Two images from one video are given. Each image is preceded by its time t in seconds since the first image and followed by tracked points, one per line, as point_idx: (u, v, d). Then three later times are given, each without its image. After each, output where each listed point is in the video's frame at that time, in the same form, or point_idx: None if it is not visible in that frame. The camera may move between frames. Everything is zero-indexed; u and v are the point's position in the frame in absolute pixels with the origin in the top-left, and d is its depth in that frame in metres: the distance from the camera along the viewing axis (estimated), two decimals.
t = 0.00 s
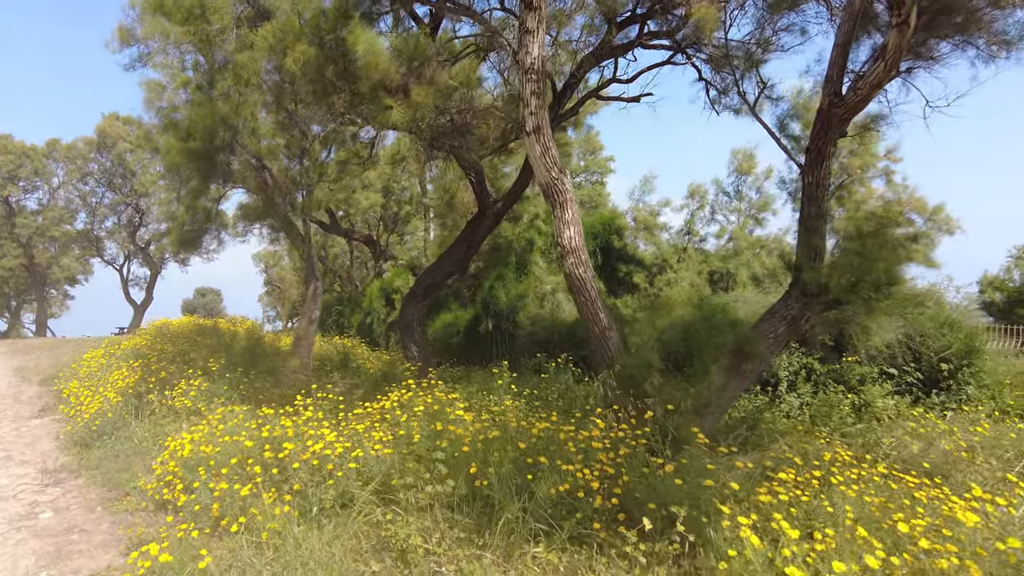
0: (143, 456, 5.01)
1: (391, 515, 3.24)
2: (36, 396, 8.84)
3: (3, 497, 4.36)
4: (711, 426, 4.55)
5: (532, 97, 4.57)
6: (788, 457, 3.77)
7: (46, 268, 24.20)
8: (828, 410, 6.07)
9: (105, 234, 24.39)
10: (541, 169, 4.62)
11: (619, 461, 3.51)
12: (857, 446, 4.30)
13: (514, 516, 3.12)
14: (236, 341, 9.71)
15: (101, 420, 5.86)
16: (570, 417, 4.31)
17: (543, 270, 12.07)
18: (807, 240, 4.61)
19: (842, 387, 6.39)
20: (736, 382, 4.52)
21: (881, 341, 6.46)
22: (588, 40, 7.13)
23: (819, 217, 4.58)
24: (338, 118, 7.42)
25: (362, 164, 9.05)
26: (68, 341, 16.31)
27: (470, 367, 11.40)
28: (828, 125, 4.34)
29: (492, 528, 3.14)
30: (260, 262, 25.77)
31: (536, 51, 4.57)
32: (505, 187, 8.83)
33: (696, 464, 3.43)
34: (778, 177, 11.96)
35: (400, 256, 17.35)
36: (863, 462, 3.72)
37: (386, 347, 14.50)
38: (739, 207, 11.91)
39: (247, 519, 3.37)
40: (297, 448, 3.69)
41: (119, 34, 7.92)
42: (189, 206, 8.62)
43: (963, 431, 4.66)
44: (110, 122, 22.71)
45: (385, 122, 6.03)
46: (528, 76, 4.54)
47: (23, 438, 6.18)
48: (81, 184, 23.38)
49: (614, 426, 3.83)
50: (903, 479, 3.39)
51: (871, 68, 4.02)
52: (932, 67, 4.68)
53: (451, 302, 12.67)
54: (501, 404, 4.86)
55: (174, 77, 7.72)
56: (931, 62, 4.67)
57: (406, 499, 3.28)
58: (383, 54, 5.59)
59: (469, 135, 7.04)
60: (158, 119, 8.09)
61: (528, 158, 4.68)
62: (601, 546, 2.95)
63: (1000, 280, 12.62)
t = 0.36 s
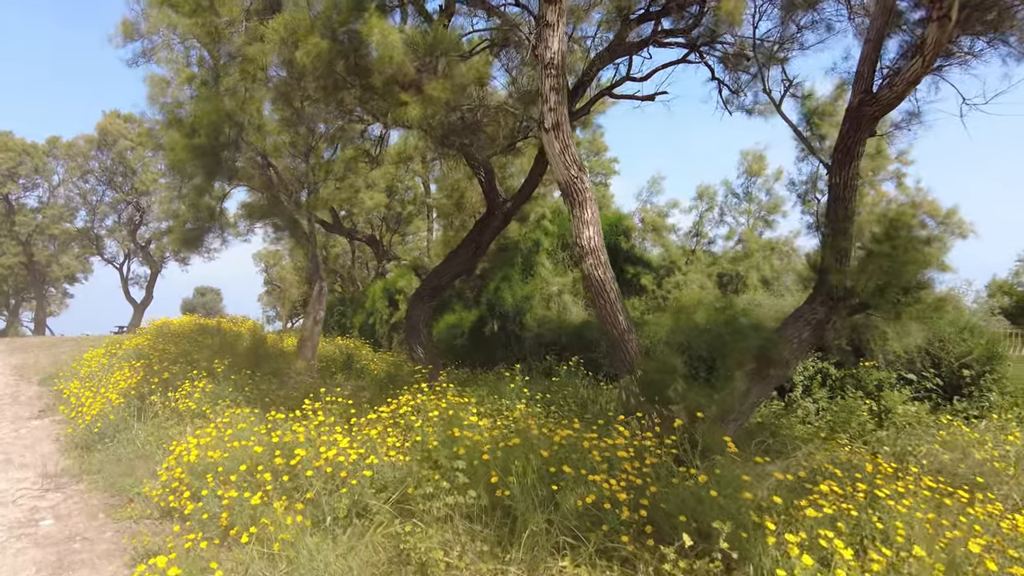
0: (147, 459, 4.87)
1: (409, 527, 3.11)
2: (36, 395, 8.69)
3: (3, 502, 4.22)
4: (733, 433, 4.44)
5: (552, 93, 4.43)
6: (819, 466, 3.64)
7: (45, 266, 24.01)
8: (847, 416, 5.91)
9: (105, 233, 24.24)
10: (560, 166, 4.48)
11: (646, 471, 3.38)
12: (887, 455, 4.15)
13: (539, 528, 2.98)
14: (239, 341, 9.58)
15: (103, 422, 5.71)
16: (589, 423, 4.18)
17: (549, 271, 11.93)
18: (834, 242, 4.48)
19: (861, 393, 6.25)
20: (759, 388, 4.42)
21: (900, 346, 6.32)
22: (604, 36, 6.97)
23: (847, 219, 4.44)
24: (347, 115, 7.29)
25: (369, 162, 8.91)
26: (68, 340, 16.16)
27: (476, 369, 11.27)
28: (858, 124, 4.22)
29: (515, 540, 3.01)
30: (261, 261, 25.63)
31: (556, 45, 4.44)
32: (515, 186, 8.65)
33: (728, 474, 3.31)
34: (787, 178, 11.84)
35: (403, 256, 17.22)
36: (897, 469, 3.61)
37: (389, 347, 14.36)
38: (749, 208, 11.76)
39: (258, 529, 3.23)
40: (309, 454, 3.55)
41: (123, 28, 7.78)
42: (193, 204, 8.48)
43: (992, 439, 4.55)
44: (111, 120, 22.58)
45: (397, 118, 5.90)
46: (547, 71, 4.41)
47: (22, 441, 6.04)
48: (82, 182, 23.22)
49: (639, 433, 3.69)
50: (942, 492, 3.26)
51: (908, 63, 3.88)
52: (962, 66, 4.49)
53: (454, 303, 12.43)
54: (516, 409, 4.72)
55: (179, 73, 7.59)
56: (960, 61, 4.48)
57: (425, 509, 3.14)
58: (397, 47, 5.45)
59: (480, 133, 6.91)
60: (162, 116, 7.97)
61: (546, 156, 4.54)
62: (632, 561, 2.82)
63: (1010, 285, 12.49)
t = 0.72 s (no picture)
0: (149, 463, 4.73)
1: (426, 537, 2.98)
2: (33, 395, 8.54)
3: (0, 507, 4.08)
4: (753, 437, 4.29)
5: (568, 87, 4.31)
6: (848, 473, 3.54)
7: (43, 263, 23.83)
8: (864, 420, 5.77)
9: (104, 230, 24.08)
10: (576, 163, 4.35)
11: (669, 478, 3.26)
12: (913, 461, 4.03)
13: (562, 538, 2.86)
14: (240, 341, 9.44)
15: (104, 423, 5.58)
16: (607, 428, 4.05)
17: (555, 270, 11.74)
18: (861, 240, 4.36)
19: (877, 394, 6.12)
20: (779, 392, 4.30)
21: (916, 348, 6.21)
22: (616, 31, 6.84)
23: (872, 217, 4.30)
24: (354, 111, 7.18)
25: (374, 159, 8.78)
26: (65, 338, 16.00)
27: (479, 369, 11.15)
28: (885, 120, 4.09)
29: (537, 552, 2.89)
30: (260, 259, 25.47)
31: (573, 37, 4.32)
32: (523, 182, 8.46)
33: (756, 481, 3.20)
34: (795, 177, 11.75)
35: (405, 254, 17.08)
36: (929, 476, 3.50)
37: (390, 347, 14.23)
38: (756, 208, 11.65)
39: (267, 539, 3.10)
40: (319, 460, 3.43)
41: (124, 23, 7.64)
42: (194, 201, 8.34)
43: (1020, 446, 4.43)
44: (110, 116, 22.44)
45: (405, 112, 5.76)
46: (564, 64, 4.29)
47: (21, 442, 5.90)
48: (80, 179, 23.04)
49: (661, 438, 3.58)
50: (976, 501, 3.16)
51: (942, 58, 3.74)
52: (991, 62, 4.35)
53: (457, 303, 12.50)
54: (529, 413, 4.59)
55: (181, 67, 7.46)
56: (990, 57, 4.34)
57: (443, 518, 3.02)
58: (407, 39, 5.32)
59: (489, 129, 6.80)
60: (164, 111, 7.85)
61: (562, 152, 4.42)
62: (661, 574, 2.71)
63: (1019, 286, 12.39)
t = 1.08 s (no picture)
0: (150, 467, 4.60)
1: (441, 545, 2.86)
2: (31, 397, 8.40)
3: None
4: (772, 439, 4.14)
5: (582, 78, 4.19)
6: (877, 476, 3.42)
7: (41, 264, 23.66)
8: (882, 420, 5.64)
9: (102, 230, 23.93)
10: (590, 157, 4.22)
11: (694, 484, 3.14)
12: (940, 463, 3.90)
13: (584, 547, 2.74)
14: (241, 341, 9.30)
15: (103, 426, 5.45)
16: (625, 431, 3.93)
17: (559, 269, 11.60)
18: (886, 234, 4.22)
19: (892, 394, 6.00)
20: (801, 392, 4.18)
21: (933, 346, 6.09)
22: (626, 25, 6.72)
23: (895, 213, 4.18)
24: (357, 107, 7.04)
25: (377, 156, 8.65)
26: (64, 339, 15.85)
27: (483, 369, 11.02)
28: (910, 111, 3.98)
29: (559, 561, 2.76)
30: (260, 259, 25.34)
31: (587, 28, 4.20)
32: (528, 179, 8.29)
33: (785, 487, 3.08)
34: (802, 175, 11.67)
35: (406, 253, 16.96)
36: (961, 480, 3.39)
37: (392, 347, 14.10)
38: (763, 205, 11.56)
39: (274, 548, 2.97)
40: (329, 464, 3.31)
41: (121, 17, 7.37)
42: (194, 199, 8.20)
43: None
44: (109, 116, 22.32)
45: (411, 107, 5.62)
46: (577, 55, 4.16)
47: (18, 445, 5.77)
48: (79, 178, 22.90)
49: (682, 441, 3.46)
50: (1011, 507, 3.05)
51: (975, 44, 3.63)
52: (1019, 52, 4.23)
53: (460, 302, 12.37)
54: (542, 416, 4.47)
55: (180, 63, 7.33)
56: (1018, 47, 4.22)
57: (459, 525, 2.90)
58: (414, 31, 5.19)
59: (495, 124, 6.70)
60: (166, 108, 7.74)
61: (575, 147, 4.28)
62: None
63: None
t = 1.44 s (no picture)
0: (152, 473, 4.44)
1: (460, 558, 2.70)
2: (31, 398, 8.25)
3: None
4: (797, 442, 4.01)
5: (599, 68, 4.03)
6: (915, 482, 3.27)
7: (41, 264, 23.52)
8: (904, 422, 5.48)
9: (102, 229, 23.78)
10: (608, 150, 4.06)
11: (723, 492, 2.98)
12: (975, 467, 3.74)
13: (611, 560, 2.59)
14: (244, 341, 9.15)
15: (103, 430, 5.29)
16: (646, 435, 3.77)
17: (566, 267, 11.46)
18: (915, 230, 4.08)
19: (913, 394, 5.84)
20: (827, 394, 4.04)
21: (955, 346, 5.92)
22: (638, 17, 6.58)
23: (926, 207, 4.04)
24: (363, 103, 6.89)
25: (382, 153, 8.51)
26: (64, 339, 15.71)
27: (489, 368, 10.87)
28: (944, 100, 3.85)
29: None
30: (260, 258, 25.21)
31: (605, 16, 4.04)
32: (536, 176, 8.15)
33: (822, 496, 2.93)
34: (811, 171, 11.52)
35: (409, 252, 16.82)
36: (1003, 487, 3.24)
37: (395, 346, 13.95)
38: (772, 202, 11.40)
39: (282, 561, 2.82)
40: (339, 472, 3.15)
41: (121, 12, 7.25)
42: (196, 196, 8.04)
43: None
44: (109, 114, 22.18)
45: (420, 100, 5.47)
46: (595, 44, 4.00)
47: (16, 449, 5.62)
48: (78, 177, 22.74)
49: (708, 447, 3.31)
50: None
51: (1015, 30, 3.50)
52: None
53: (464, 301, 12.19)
54: (557, 420, 4.32)
55: (180, 57, 7.17)
56: None
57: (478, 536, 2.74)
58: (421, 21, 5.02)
59: (505, 118, 6.57)
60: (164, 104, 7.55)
61: (593, 138, 4.13)
62: None
63: None
